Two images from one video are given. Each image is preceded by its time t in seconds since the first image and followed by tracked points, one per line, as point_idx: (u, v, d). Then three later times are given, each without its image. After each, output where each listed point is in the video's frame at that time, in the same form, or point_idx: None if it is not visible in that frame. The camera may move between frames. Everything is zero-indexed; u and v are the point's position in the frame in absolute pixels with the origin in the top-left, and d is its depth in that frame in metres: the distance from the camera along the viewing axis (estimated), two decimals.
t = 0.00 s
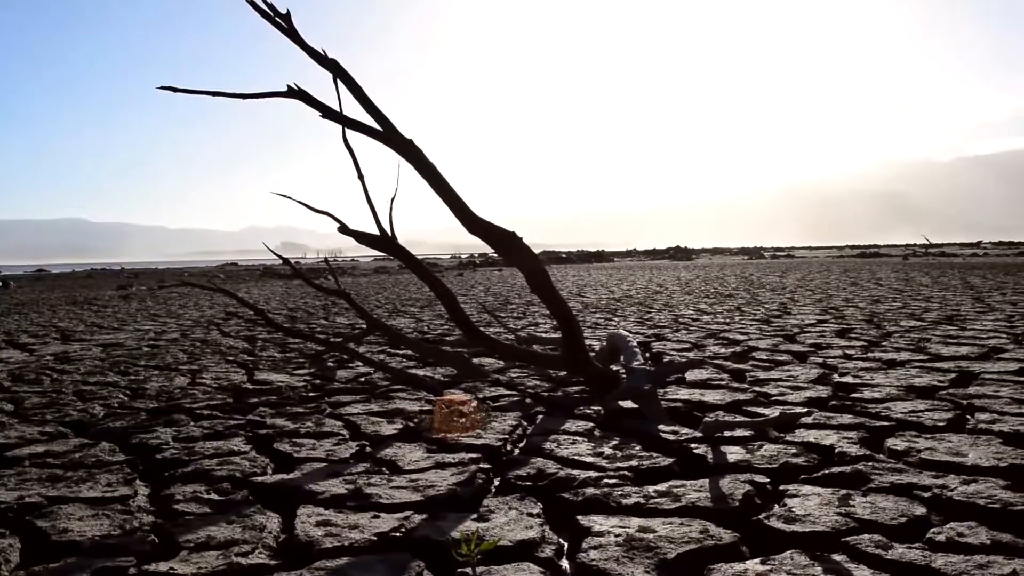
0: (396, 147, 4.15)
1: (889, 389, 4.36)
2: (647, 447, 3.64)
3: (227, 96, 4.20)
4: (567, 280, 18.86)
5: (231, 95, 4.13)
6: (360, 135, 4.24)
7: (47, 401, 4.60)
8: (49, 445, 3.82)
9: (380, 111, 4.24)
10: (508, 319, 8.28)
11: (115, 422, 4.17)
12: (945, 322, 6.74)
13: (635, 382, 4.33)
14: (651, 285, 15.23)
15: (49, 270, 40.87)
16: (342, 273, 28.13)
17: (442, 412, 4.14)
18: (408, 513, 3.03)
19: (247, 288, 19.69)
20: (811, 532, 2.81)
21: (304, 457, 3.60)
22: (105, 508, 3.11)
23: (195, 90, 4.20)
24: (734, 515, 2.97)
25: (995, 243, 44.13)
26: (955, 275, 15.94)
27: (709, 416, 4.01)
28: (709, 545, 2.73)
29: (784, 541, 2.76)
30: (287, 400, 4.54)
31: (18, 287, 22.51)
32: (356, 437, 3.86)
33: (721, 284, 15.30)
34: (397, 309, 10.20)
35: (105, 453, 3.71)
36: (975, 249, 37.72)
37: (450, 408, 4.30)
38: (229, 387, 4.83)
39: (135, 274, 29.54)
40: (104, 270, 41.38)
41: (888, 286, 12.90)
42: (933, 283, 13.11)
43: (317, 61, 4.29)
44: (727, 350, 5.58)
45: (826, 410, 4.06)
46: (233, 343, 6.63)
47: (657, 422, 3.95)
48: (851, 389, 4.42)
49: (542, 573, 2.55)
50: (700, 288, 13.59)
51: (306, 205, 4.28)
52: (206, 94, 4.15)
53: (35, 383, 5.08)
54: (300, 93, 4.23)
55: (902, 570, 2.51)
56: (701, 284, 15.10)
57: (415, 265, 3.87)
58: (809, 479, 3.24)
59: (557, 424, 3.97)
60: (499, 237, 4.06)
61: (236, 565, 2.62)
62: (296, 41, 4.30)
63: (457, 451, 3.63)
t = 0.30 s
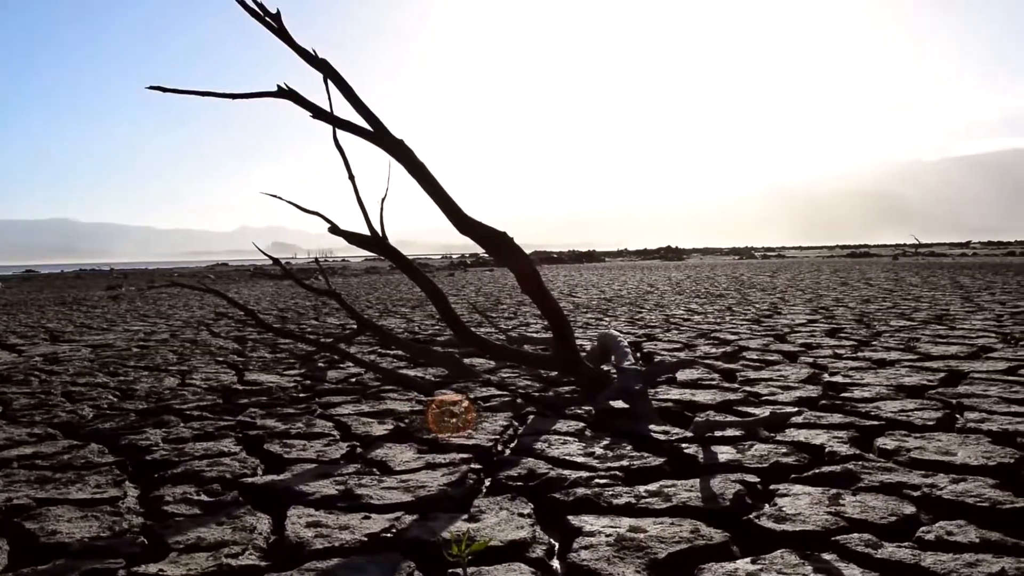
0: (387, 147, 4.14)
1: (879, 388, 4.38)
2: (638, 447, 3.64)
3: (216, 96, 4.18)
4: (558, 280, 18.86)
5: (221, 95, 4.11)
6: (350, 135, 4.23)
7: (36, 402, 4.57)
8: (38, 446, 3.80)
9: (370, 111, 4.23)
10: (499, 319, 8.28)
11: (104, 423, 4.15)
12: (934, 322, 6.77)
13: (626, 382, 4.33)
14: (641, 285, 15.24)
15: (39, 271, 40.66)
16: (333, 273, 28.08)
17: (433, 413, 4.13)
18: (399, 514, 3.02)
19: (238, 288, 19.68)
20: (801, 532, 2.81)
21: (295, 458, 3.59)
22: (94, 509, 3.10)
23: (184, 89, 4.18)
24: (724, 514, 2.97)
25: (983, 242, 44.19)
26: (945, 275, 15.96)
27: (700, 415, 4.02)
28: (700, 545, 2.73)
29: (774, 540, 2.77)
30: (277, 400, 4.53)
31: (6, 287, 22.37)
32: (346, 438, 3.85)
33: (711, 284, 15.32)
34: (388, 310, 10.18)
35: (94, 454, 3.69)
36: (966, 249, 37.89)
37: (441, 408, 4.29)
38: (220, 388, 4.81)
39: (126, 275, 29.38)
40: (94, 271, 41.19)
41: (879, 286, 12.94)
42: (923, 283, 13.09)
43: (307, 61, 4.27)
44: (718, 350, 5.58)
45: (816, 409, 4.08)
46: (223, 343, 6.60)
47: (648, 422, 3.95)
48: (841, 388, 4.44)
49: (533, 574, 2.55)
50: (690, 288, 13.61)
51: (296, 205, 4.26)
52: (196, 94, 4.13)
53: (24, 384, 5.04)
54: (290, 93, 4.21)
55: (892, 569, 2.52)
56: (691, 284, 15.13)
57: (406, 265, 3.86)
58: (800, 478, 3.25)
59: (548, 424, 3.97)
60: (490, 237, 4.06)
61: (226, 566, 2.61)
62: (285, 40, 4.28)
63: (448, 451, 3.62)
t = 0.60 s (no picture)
0: (376, 147, 4.14)
1: (868, 388, 4.39)
2: (628, 447, 3.64)
3: (204, 96, 4.16)
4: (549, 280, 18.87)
5: (209, 95, 4.10)
6: (339, 135, 4.22)
7: (23, 404, 4.54)
8: (25, 448, 3.77)
9: (359, 111, 4.22)
10: (489, 319, 8.27)
11: (92, 424, 4.13)
12: (922, 321, 6.80)
13: (615, 382, 4.33)
14: (631, 285, 15.28)
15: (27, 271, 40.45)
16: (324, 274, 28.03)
17: (423, 413, 4.12)
18: (389, 515, 3.02)
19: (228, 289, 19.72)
20: (790, 531, 2.82)
21: (284, 459, 3.58)
22: (81, 511, 3.08)
23: (172, 89, 4.16)
24: (713, 514, 2.98)
25: (971, 243, 44.45)
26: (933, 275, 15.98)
27: (689, 415, 4.02)
28: (690, 545, 2.74)
29: (763, 539, 2.77)
30: (266, 401, 4.51)
31: None
32: (335, 438, 3.84)
33: (701, 284, 15.37)
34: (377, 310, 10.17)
35: (82, 456, 3.67)
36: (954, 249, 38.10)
37: (431, 408, 4.29)
38: (208, 389, 4.79)
39: (116, 276, 29.26)
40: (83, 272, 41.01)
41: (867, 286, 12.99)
42: (911, 283, 13.13)
43: (296, 60, 4.26)
44: (707, 350, 5.60)
45: (804, 409, 4.09)
46: (212, 344, 6.58)
47: (638, 422, 3.95)
48: (830, 388, 4.45)
49: (522, 574, 2.55)
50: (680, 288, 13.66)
51: (285, 205, 4.25)
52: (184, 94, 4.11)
53: (10, 385, 5.01)
54: (279, 93, 4.20)
55: (880, 568, 2.53)
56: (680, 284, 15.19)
57: (395, 265, 3.85)
58: (789, 477, 3.26)
59: (538, 424, 3.97)
60: (479, 238, 4.06)
61: (214, 568, 2.60)
62: (274, 40, 4.27)
63: (437, 452, 3.62)
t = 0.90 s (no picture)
0: (364, 147, 4.13)
1: (854, 387, 4.42)
2: (615, 446, 3.65)
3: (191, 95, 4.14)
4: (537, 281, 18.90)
5: (196, 95, 4.08)
6: (326, 135, 4.21)
7: (7, 406, 4.50)
8: (9, 451, 3.74)
9: (346, 111, 4.21)
10: (476, 320, 8.27)
11: (77, 426, 4.10)
12: (907, 321, 6.85)
13: (603, 382, 4.34)
14: (618, 285, 15.33)
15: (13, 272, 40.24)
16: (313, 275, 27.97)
17: (410, 414, 4.12)
18: (376, 516, 3.01)
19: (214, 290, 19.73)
20: (776, 530, 2.83)
21: (271, 461, 3.56)
22: (66, 514, 3.05)
23: (158, 89, 4.14)
24: (700, 513, 2.98)
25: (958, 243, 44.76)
26: (918, 275, 15.98)
27: (676, 415, 4.03)
28: (677, 544, 2.74)
29: (750, 538, 2.78)
30: (253, 402, 4.49)
31: None
32: (323, 440, 3.83)
33: (688, 284, 15.42)
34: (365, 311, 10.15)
35: (67, 458, 3.64)
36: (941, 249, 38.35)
37: (418, 408, 4.28)
38: (194, 391, 4.77)
39: (103, 277, 29.07)
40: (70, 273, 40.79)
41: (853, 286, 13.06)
42: (897, 283, 13.15)
43: (282, 60, 4.25)
44: (695, 350, 5.62)
45: (791, 408, 4.11)
46: (198, 345, 6.55)
47: (625, 422, 3.96)
48: (816, 387, 4.47)
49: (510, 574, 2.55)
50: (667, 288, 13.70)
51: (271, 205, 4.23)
52: (170, 94, 4.10)
53: None
54: (266, 93, 4.18)
55: (866, 566, 2.54)
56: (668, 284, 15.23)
57: (382, 265, 3.84)
58: (775, 476, 3.27)
59: (526, 424, 3.97)
60: (467, 238, 4.05)
61: (200, 570, 2.59)
62: (261, 40, 4.25)
63: (425, 452, 3.61)
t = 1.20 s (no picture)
0: (349, 147, 4.12)
1: (838, 386, 4.45)
2: (601, 446, 3.65)
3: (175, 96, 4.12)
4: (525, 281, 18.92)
5: (179, 95, 4.06)
6: (311, 135, 4.20)
7: None
8: None
9: (331, 111, 4.20)
10: (462, 320, 8.27)
11: (60, 429, 4.06)
12: (891, 320, 6.90)
13: (589, 381, 4.35)
14: (604, 285, 15.38)
15: None
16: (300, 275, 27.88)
17: (396, 414, 4.11)
18: (362, 517, 3.00)
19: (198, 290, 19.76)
20: (761, 528, 2.84)
21: (255, 462, 3.55)
22: (49, 517, 3.03)
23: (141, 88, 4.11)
24: (686, 512, 2.99)
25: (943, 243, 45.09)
26: (901, 275, 15.91)
27: (662, 414, 4.04)
28: (662, 543, 2.75)
29: (735, 537, 2.79)
30: (238, 404, 4.47)
31: None
32: (308, 441, 3.81)
33: (673, 284, 15.44)
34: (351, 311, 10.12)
35: (50, 461, 3.62)
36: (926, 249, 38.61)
37: (404, 409, 4.27)
38: (179, 392, 4.74)
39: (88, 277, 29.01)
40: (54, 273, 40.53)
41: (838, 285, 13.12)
42: (881, 283, 13.12)
43: (267, 59, 4.23)
44: (680, 349, 5.64)
45: (776, 407, 4.13)
46: (183, 346, 6.51)
47: (611, 422, 3.96)
48: (801, 386, 4.50)
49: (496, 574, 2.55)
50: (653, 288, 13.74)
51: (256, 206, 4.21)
52: (153, 93, 4.07)
53: None
54: (251, 93, 4.16)
55: (850, 564, 2.56)
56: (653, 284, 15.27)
57: (367, 266, 3.83)
58: (760, 475, 3.28)
59: (512, 424, 3.97)
60: (452, 238, 4.05)
61: (184, 573, 2.57)
62: (246, 39, 4.23)
63: (411, 453, 3.61)
